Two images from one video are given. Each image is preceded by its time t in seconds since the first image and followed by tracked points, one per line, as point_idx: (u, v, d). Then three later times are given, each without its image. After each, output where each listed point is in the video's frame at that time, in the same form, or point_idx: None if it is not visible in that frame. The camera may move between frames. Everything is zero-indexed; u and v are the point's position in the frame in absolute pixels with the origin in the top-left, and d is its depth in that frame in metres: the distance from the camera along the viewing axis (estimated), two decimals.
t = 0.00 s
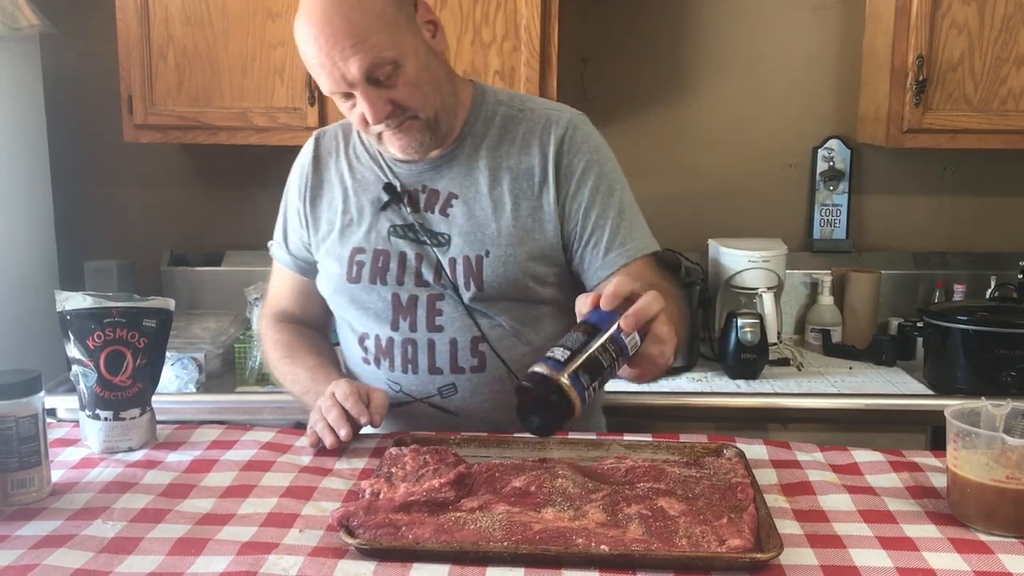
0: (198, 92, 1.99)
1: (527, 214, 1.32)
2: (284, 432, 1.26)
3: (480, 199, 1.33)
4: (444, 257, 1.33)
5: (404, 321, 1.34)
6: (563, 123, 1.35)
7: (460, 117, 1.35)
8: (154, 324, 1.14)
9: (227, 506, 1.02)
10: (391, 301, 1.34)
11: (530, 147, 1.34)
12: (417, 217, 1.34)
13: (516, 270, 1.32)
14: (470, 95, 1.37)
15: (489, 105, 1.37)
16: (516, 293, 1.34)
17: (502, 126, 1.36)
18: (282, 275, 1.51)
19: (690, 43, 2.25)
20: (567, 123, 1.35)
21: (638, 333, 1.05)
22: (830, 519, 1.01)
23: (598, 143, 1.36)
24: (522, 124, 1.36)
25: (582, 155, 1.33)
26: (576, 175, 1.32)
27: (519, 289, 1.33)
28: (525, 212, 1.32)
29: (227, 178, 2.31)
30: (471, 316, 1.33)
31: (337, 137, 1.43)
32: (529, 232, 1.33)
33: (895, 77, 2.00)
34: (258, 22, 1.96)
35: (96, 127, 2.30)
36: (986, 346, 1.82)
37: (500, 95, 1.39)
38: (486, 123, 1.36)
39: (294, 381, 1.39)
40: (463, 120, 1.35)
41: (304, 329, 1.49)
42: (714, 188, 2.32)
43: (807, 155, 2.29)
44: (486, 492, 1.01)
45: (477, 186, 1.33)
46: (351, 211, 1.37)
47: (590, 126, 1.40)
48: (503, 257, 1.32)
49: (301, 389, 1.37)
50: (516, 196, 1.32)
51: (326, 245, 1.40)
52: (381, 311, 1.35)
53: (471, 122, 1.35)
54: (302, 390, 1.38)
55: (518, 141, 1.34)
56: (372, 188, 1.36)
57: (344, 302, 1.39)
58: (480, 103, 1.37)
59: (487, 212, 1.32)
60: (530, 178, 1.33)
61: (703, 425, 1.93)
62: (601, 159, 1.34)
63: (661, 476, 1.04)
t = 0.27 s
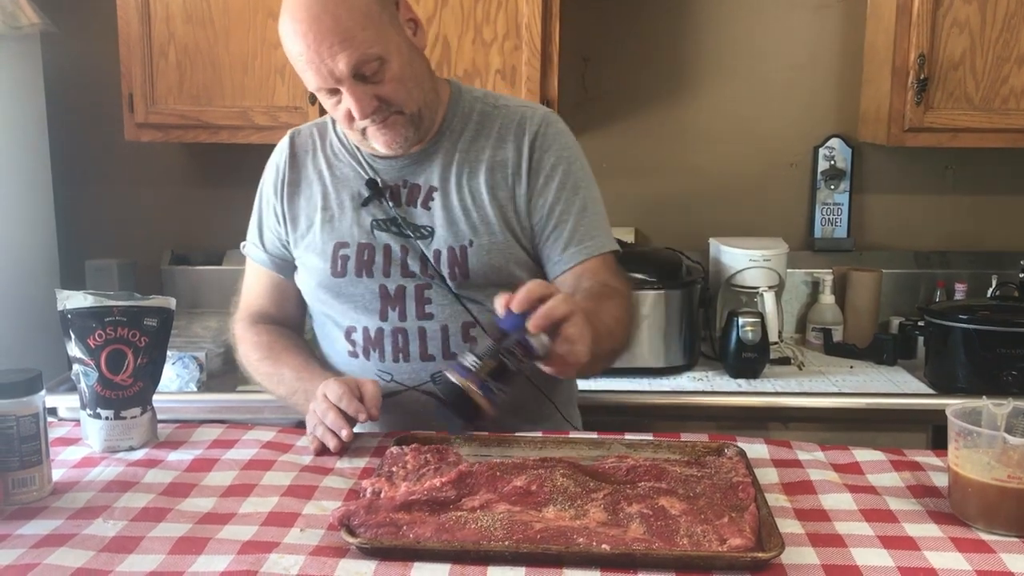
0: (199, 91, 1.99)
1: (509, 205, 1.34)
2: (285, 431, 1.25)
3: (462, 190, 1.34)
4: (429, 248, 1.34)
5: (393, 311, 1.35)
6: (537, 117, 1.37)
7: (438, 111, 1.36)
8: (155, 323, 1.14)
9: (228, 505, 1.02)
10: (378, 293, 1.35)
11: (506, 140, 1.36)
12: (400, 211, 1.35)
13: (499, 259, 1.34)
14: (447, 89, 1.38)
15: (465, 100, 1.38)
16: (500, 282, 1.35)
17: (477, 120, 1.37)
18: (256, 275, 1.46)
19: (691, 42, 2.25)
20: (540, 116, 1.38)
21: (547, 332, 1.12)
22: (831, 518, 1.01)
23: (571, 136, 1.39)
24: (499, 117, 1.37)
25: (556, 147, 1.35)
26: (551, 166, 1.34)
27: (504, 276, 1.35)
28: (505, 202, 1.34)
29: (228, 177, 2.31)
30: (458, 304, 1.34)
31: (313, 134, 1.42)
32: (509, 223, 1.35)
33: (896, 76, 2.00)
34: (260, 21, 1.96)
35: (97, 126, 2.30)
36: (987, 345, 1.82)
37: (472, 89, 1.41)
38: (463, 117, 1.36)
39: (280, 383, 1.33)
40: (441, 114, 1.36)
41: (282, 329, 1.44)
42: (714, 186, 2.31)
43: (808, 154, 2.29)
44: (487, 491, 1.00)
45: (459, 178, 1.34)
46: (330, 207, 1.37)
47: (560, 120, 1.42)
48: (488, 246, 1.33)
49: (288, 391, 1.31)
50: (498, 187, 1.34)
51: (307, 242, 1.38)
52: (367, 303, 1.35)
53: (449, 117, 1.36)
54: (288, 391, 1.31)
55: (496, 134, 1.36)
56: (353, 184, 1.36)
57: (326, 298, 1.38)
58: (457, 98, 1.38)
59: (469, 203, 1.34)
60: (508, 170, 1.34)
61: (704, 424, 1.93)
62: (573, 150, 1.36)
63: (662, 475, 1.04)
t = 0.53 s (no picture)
0: (198, 89, 1.99)
1: (503, 202, 1.34)
2: (285, 430, 1.25)
3: (457, 189, 1.34)
4: (426, 248, 1.34)
5: (393, 313, 1.34)
6: (527, 112, 1.37)
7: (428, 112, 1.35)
8: (153, 321, 1.14)
9: (227, 504, 1.02)
10: (377, 295, 1.34)
11: (498, 137, 1.36)
12: (395, 213, 1.34)
13: (498, 255, 1.34)
14: (436, 89, 1.38)
15: (454, 100, 1.38)
16: (499, 279, 1.35)
17: (468, 118, 1.37)
18: (251, 280, 1.45)
19: (691, 40, 2.24)
20: (530, 110, 1.38)
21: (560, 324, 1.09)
22: (831, 517, 1.01)
23: (560, 128, 1.39)
24: (488, 115, 1.37)
25: (548, 140, 1.35)
26: (545, 159, 1.34)
27: (504, 272, 1.35)
28: (499, 199, 1.34)
29: (228, 175, 2.31)
30: (458, 303, 1.34)
31: (304, 140, 1.41)
32: (505, 219, 1.35)
33: (897, 74, 2.00)
34: (259, 19, 1.95)
35: (96, 124, 2.29)
36: (987, 343, 1.81)
37: (460, 87, 1.40)
38: (453, 117, 1.36)
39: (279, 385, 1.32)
40: (432, 114, 1.35)
41: (277, 332, 1.43)
42: (714, 185, 2.31)
43: (808, 152, 2.29)
44: (487, 490, 1.00)
45: (452, 178, 1.34)
46: (326, 211, 1.36)
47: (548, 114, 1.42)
48: (485, 244, 1.34)
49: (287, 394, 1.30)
50: (492, 186, 1.34)
51: (303, 247, 1.38)
52: (367, 305, 1.35)
53: (439, 118, 1.36)
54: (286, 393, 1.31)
55: (487, 133, 1.36)
56: (347, 188, 1.36)
57: (325, 301, 1.38)
58: (446, 98, 1.38)
59: (464, 202, 1.34)
60: (502, 167, 1.35)
61: (704, 423, 1.93)
62: (565, 143, 1.37)
63: (662, 473, 1.04)
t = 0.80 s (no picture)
0: (196, 87, 1.98)
1: (540, 208, 1.33)
2: (283, 427, 1.25)
3: (493, 191, 1.31)
4: (457, 250, 1.31)
5: (416, 312, 1.32)
6: (570, 117, 1.36)
7: (467, 113, 1.33)
8: (151, 319, 1.14)
9: (225, 502, 1.02)
10: (402, 294, 1.31)
11: (540, 141, 1.34)
12: (427, 212, 1.31)
13: (531, 261, 1.32)
14: (476, 90, 1.35)
15: (494, 101, 1.35)
16: (528, 285, 1.33)
17: (509, 120, 1.34)
18: (277, 266, 1.42)
19: (689, 37, 2.24)
20: (574, 116, 1.36)
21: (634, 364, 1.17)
22: (829, 514, 1.01)
23: (601, 138, 1.37)
24: (529, 120, 1.35)
25: (592, 149, 1.35)
26: (589, 168, 1.34)
27: (535, 276, 1.33)
28: (536, 205, 1.33)
29: (226, 172, 2.30)
30: (482, 308, 1.31)
31: (340, 133, 1.37)
32: (539, 224, 1.33)
33: (895, 72, 2.00)
34: (257, 17, 1.95)
35: (94, 122, 2.29)
36: (985, 340, 1.81)
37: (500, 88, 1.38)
38: (492, 119, 1.34)
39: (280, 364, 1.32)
40: (470, 115, 1.33)
41: (300, 320, 1.41)
42: (714, 182, 2.31)
43: (807, 150, 2.29)
44: (486, 488, 1.00)
45: (489, 180, 1.32)
46: (359, 206, 1.33)
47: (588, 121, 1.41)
48: (517, 249, 1.31)
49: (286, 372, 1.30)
50: (530, 191, 1.32)
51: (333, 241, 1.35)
52: (392, 303, 1.32)
53: (479, 119, 1.33)
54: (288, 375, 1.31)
55: (527, 136, 1.34)
56: (380, 183, 1.33)
57: (351, 296, 1.35)
58: (484, 99, 1.35)
59: (499, 204, 1.31)
60: (543, 172, 1.33)
61: (702, 420, 1.92)
62: (607, 152, 1.36)
63: (660, 471, 1.04)
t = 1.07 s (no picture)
0: (193, 83, 1.98)
1: (569, 230, 1.31)
2: (281, 424, 1.25)
3: (530, 207, 1.31)
4: (483, 259, 1.32)
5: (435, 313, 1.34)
6: (619, 143, 1.31)
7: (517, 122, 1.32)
8: (150, 316, 1.13)
9: (224, 498, 1.02)
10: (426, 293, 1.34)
11: (580, 163, 1.31)
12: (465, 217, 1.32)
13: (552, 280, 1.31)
14: (531, 100, 1.33)
15: (547, 114, 1.33)
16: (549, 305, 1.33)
17: (559, 138, 1.32)
18: (323, 228, 1.38)
19: (688, 34, 2.24)
20: (627, 143, 1.32)
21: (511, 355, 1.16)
22: (827, 511, 1.01)
23: (648, 172, 1.32)
24: (575, 137, 1.32)
25: (637, 184, 1.31)
26: (626, 203, 1.30)
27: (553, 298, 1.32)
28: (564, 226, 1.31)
29: (224, 168, 2.30)
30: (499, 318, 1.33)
31: (400, 121, 1.38)
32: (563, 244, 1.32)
33: (894, 68, 2.00)
34: (255, 13, 1.95)
35: (91, 118, 2.28)
36: (983, 337, 1.82)
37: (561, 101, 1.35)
38: (543, 132, 1.32)
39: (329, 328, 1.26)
40: (521, 126, 1.32)
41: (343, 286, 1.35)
42: (713, 180, 2.31)
43: (805, 146, 2.29)
44: (485, 484, 1.00)
45: (524, 193, 1.31)
46: (405, 197, 1.34)
47: (644, 147, 1.36)
48: (539, 268, 1.31)
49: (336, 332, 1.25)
50: (561, 212, 1.30)
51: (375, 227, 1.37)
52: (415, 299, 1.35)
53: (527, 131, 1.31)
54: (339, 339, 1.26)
55: (570, 155, 1.31)
56: (426, 178, 1.34)
57: (379, 283, 1.37)
58: (540, 112, 1.33)
59: (530, 221, 1.31)
60: (575, 194, 1.31)
61: (701, 417, 1.92)
62: (650, 187, 1.32)
63: (659, 468, 1.04)
